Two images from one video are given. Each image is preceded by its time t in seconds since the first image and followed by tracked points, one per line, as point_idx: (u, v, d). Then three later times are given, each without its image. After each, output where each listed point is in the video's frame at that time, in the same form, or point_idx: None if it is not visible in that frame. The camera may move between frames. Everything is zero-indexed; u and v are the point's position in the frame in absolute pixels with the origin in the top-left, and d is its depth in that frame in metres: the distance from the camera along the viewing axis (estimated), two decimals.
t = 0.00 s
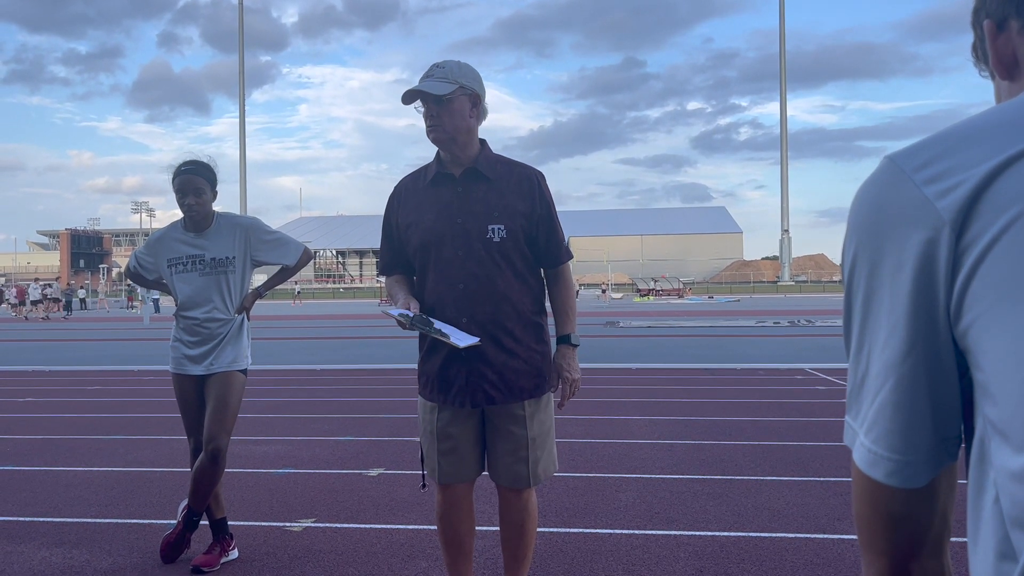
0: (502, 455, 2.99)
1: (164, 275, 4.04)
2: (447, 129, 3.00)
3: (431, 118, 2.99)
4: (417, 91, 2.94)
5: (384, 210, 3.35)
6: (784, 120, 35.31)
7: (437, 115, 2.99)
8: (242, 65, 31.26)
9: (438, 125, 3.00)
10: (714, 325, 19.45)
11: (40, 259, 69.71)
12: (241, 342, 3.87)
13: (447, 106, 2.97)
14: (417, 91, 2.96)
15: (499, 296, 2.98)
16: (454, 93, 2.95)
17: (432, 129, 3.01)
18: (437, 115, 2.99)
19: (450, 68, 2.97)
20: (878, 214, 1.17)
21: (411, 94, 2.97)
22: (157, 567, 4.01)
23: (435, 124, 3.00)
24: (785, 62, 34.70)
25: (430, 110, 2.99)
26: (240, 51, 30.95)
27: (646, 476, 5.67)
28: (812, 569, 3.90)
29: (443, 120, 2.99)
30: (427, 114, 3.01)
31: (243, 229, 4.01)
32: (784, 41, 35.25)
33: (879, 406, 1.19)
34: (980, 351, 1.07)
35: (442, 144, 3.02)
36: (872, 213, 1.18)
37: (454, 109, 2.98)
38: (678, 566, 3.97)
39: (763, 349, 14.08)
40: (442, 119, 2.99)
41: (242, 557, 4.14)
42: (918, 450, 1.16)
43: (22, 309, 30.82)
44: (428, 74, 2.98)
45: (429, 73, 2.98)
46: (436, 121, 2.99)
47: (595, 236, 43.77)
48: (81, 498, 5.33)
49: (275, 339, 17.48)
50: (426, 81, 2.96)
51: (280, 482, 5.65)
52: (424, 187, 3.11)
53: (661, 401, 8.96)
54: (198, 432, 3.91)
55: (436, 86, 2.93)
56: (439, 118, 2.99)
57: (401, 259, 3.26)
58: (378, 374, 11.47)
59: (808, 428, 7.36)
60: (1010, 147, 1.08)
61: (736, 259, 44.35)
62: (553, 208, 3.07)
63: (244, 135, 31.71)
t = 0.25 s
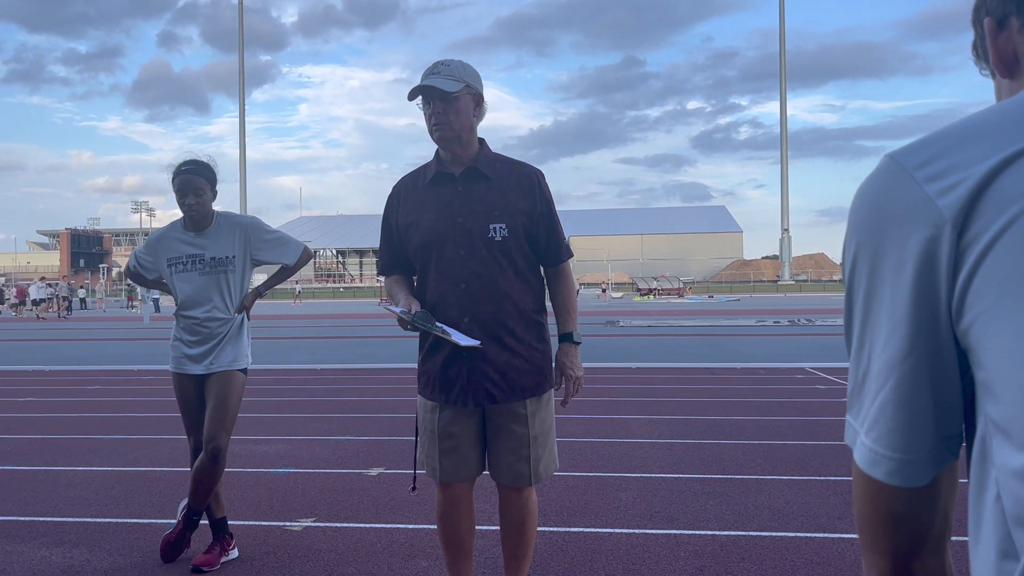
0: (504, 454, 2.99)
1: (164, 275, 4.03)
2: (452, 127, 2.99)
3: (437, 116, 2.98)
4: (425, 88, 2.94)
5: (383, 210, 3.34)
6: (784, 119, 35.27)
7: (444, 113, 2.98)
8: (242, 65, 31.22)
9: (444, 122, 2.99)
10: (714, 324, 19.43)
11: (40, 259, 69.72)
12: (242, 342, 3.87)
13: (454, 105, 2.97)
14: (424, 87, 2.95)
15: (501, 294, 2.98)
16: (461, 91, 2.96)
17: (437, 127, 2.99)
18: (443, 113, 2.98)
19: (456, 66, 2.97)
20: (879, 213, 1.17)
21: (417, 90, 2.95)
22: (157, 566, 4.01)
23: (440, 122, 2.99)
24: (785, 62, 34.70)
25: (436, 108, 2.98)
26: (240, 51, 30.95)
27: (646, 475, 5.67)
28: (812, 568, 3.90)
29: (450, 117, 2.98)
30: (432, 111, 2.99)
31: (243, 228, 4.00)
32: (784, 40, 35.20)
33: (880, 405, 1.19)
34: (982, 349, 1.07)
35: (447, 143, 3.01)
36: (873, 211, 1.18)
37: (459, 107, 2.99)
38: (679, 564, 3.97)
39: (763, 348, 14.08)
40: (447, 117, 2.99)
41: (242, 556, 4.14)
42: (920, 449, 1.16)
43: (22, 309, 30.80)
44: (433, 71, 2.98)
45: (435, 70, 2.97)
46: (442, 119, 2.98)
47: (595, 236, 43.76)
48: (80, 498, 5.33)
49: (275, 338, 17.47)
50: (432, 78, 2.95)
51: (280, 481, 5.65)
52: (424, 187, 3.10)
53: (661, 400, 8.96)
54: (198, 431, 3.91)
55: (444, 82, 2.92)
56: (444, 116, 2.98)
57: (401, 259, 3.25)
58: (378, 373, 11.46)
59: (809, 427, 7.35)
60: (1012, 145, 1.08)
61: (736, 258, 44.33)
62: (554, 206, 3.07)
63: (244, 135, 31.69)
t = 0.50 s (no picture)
0: (504, 452, 2.99)
1: (164, 275, 4.03)
2: (455, 126, 3.00)
3: (441, 114, 2.98)
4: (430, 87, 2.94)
5: (382, 210, 3.34)
6: (783, 117, 35.26)
7: (448, 112, 2.98)
8: (241, 65, 31.20)
9: (448, 121, 2.99)
10: (714, 323, 19.42)
11: (39, 259, 69.71)
12: (242, 341, 3.87)
13: (458, 104, 2.98)
14: (429, 85, 2.94)
15: (502, 293, 2.97)
16: (465, 90, 2.98)
17: (441, 126, 2.99)
18: (447, 112, 2.98)
19: (459, 65, 2.99)
20: (879, 209, 1.17)
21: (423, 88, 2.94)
22: (158, 566, 4.01)
23: (444, 120, 2.99)
24: (785, 60, 34.68)
25: (440, 107, 2.98)
26: (239, 50, 30.92)
27: (646, 474, 5.67)
28: (812, 565, 3.91)
29: (454, 116, 2.99)
30: (435, 110, 2.99)
31: (243, 227, 4.00)
32: (782, 38, 35.18)
33: (882, 402, 1.19)
34: (983, 344, 1.07)
35: (450, 142, 3.01)
36: (874, 209, 1.17)
37: (463, 107, 3.00)
38: (679, 563, 3.96)
39: (763, 346, 14.08)
40: (451, 115, 2.99)
41: (243, 556, 4.14)
42: (921, 446, 1.16)
43: (21, 309, 30.79)
44: (436, 69, 2.97)
45: (438, 69, 2.97)
46: (446, 117, 2.98)
47: (594, 234, 43.74)
48: (81, 497, 5.33)
49: (274, 338, 17.46)
50: (438, 76, 2.95)
51: (280, 481, 5.64)
52: (423, 186, 3.10)
53: (661, 398, 8.96)
54: (199, 431, 3.90)
55: (451, 81, 2.93)
56: (448, 114, 2.98)
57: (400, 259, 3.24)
58: (378, 373, 11.46)
59: (809, 425, 7.35)
60: (1011, 141, 1.08)
61: (736, 257, 44.32)
62: (553, 204, 3.08)
63: (243, 134, 31.68)
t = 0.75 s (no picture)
0: (504, 450, 2.99)
1: (165, 274, 4.03)
2: (456, 125, 3.00)
3: (442, 113, 2.98)
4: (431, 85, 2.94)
5: (381, 209, 3.33)
6: (782, 115, 35.25)
7: (449, 111, 2.98)
8: (240, 65, 31.17)
9: (449, 120, 2.99)
10: (714, 321, 19.42)
11: (39, 260, 69.72)
12: (243, 340, 3.87)
13: (459, 103, 2.99)
14: (430, 84, 2.94)
15: (501, 291, 2.97)
16: (465, 90, 2.99)
17: (441, 125, 2.99)
18: (447, 112, 2.99)
19: (459, 65, 2.99)
20: (880, 204, 1.17)
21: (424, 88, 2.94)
22: (159, 565, 4.01)
23: (444, 120, 2.99)
24: (784, 57, 34.65)
25: (441, 106, 2.98)
26: (237, 50, 30.87)
27: (646, 471, 5.67)
28: (813, 563, 3.91)
29: (455, 115, 2.99)
30: (435, 109, 2.99)
31: (243, 226, 4.00)
32: (781, 36, 35.17)
33: (883, 397, 1.19)
34: (984, 340, 1.07)
35: (451, 141, 3.01)
36: (874, 205, 1.17)
37: (463, 106, 3.01)
38: (680, 560, 3.97)
39: (763, 343, 14.08)
40: (452, 115, 2.99)
41: (244, 555, 4.14)
42: (922, 441, 1.16)
43: (21, 309, 30.79)
44: (435, 69, 2.97)
45: (438, 68, 2.97)
46: (446, 117, 2.99)
47: (594, 233, 43.73)
48: (81, 497, 5.33)
49: (274, 338, 17.46)
50: (437, 75, 2.95)
51: (281, 480, 5.65)
52: (422, 185, 3.10)
53: (662, 396, 8.96)
54: (200, 430, 3.90)
55: (452, 80, 2.94)
56: (449, 114, 2.99)
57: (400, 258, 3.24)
58: (378, 372, 11.46)
59: (809, 422, 7.35)
60: (1011, 135, 1.08)
61: (735, 255, 44.32)
62: (551, 202, 3.08)
63: (243, 134, 31.68)
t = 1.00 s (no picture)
0: (504, 447, 2.99)
1: (165, 275, 4.03)
2: (453, 123, 3.00)
3: (439, 112, 2.98)
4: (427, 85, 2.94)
5: (379, 209, 3.32)
6: (781, 112, 35.22)
7: (446, 110, 2.98)
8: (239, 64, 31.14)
9: (446, 119, 2.99)
10: (714, 318, 19.41)
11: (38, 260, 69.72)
12: (244, 340, 3.86)
13: (455, 102, 2.99)
14: (426, 84, 2.94)
15: (500, 288, 2.97)
16: (461, 88, 2.99)
17: (438, 124, 2.99)
18: (444, 110, 2.98)
19: (454, 64, 2.99)
20: (880, 201, 1.16)
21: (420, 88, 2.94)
22: (160, 565, 4.01)
23: (441, 118, 2.99)
24: (782, 54, 34.61)
25: (437, 105, 2.97)
26: (235, 49, 30.83)
27: (647, 469, 5.67)
28: (814, 559, 3.91)
29: (452, 114, 2.99)
30: (432, 109, 2.99)
31: (242, 226, 4.00)
32: (779, 32, 35.13)
33: (884, 394, 1.19)
34: (985, 335, 1.07)
35: (448, 140, 3.01)
36: (873, 201, 1.17)
37: (459, 105, 3.01)
38: (681, 557, 3.97)
39: (763, 340, 14.08)
40: (449, 114, 2.99)
41: (245, 554, 4.14)
42: (923, 437, 1.16)
43: (21, 310, 30.79)
44: (430, 68, 2.97)
45: (433, 67, 2.96)
46: (443, 116, 2.98)
47: (593, 231, 43.72)
48: (83, 498, 5.33)
49: (274, 337, 17.46)
50: (432, 75, 2.94)
51: (281, 479, 5.65)
52: (420, 184, 3.09)
53: (662, 393, 8.96)
54: (201, 430, 3.90)
55: (448, 79, 2.94)
56: (445, 113, 2.98)
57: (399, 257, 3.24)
58: (378, 371, 11.46)
59: (810, 419, 7.35)
60: (1011, 131, 1.07)
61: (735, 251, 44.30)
62: (549, 199, 3.08)
63: (241, 134, 31.66)
